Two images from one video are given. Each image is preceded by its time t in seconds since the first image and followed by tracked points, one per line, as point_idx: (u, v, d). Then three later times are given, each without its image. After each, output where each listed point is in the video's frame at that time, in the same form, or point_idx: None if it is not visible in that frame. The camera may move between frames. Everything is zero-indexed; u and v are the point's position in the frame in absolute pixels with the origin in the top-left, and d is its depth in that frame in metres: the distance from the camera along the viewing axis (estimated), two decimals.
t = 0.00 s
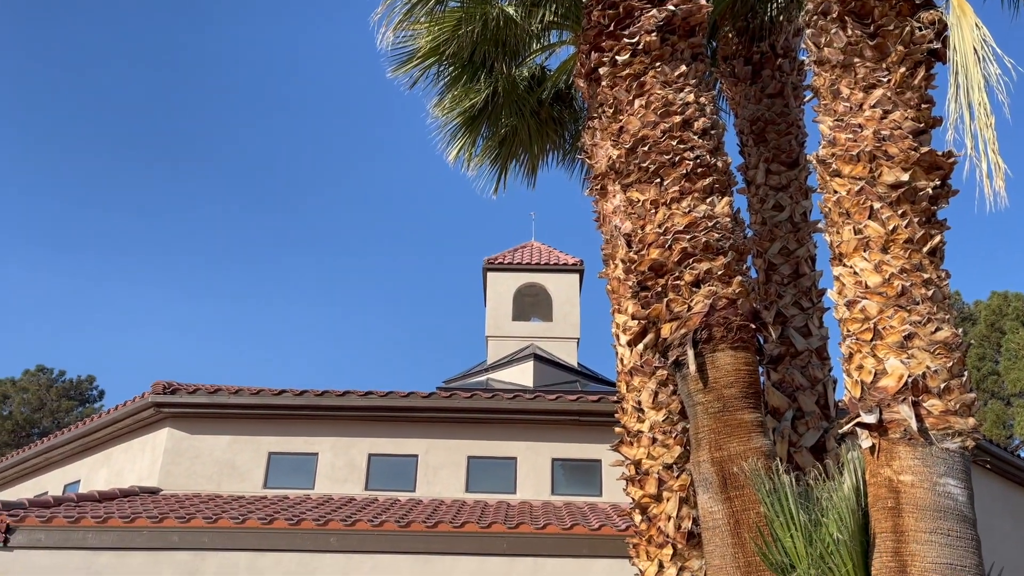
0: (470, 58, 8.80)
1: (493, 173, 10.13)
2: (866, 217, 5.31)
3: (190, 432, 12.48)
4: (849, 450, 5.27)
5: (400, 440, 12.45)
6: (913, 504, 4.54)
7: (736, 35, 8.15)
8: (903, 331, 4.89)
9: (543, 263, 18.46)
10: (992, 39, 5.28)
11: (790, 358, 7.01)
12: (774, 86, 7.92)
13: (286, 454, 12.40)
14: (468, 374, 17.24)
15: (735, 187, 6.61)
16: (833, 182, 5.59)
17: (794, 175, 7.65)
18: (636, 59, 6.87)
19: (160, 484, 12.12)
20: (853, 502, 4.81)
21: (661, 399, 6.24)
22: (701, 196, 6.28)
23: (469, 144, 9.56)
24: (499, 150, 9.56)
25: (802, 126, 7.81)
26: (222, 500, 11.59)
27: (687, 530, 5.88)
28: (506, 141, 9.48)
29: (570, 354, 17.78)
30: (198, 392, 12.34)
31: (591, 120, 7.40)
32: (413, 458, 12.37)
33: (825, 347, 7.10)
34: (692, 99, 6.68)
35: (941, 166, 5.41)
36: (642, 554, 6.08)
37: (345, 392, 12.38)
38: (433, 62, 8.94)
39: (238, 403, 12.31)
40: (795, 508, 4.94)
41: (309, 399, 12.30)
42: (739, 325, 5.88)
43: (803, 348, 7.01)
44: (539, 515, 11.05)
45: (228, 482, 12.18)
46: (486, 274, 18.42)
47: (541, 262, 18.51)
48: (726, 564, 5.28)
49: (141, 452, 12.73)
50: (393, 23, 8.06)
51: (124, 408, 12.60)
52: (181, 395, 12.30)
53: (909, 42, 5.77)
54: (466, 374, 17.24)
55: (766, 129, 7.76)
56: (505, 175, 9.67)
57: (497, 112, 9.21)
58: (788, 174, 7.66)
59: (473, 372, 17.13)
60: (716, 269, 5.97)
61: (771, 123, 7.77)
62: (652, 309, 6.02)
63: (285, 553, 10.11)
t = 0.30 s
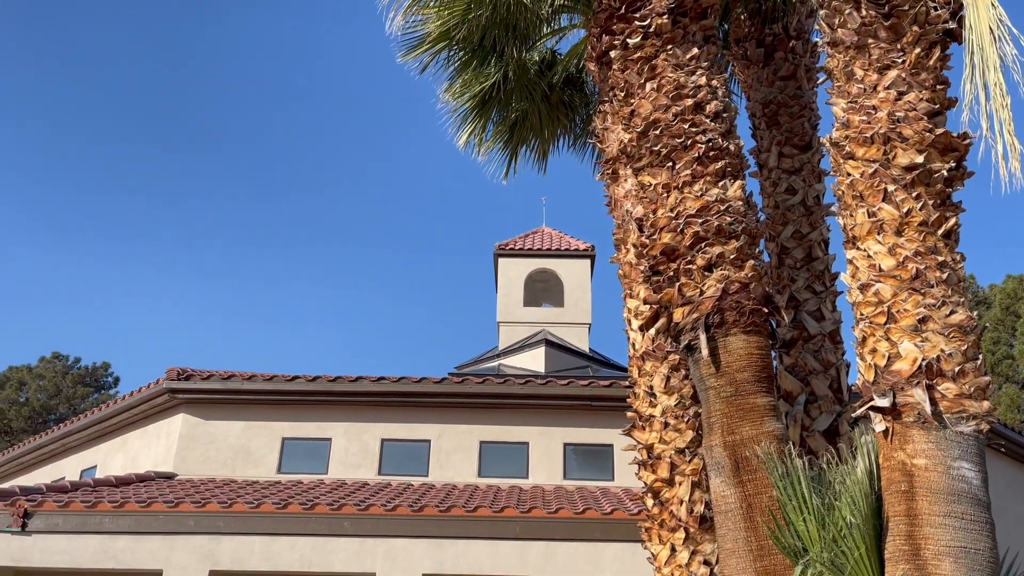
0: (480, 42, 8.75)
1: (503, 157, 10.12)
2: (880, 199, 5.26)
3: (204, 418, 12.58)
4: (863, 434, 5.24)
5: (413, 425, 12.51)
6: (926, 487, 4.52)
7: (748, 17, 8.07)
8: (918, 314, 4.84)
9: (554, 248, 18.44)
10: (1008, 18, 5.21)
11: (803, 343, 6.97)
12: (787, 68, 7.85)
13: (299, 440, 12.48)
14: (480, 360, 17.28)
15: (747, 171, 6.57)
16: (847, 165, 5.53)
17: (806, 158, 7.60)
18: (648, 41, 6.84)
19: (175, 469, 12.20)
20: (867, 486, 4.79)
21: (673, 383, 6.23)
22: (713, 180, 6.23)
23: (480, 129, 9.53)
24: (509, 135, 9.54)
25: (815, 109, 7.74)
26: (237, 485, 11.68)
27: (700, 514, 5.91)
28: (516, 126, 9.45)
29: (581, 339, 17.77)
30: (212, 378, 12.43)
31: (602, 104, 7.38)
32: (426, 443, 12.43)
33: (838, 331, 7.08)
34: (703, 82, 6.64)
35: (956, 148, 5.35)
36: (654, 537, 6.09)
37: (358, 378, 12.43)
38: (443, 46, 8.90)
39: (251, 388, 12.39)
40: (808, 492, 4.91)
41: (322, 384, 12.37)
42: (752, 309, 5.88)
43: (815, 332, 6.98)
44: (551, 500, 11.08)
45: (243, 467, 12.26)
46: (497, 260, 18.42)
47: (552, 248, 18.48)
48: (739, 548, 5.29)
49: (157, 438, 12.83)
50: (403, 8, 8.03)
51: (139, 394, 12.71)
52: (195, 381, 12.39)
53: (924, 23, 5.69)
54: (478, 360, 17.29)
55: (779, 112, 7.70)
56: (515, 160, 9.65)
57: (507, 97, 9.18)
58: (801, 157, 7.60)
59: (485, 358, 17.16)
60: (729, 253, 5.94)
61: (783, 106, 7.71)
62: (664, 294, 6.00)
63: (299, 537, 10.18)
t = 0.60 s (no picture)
0: (490, 28, 8.71)
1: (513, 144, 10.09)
2: (894, 183, 5.22)
3: (219, 405, 12.67)
4: (876, 419, 5.23)
5: (425, 411, 12.57)
6: (940, 471, 4.51)
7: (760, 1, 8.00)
8: (932, 298, 4.81)
9: (565, 235, 18.41)
10: None
11: (815, 327, 6.94)
12: (799, 51, 7.78)
13: (313, 426, 12.56)
14: (491, 347, 17.31)
15: (759, 155, 6.53)
16: (860, 149, 5.49)
17: (819, 143, 7.54)
18: (659, 26, 6.81)
19: (190, 456, 12.30)
20: (880, 471, 4.77)
21: (685, 369, 6.23)
22: (725, 164, 6.20)
23: (490, 116, 9.51)
24: (520, 122, 9.52)
25: (828, 92, 7.67)
26: (252, 471, 11.78)
27: (712, 499, 5.90)
28: (527, 112, 9.43)
29: (593, 326, 17.77)
30: (226, 365, 12.51)
31: (614, 89, 7.35)
32: (438, 429, 12.49)
33: (851, 316, 7.05)
34: (715, 66, 6.60)
35: (971, 130, 5.29)
36: (667, 522, 6.10)
37: (370, 365, 12.48)
38: (453, 33, 8.86)
39: (265, 375, 12.47)
40: (821, 477, 4.85)
41: (335, 371, 12.44)
42: (764, 294, 5.85)
43: (828, 317, 6.96)
44: (563, 485, 11.11)
45: (257, 453, 12.35)
46: (509, 247, 18.41)
47: (563, 234, 18.45)
48: (752, 532, 5.29)
49: (172, 425, 12.95)
50: None
51: (154, 381, 12.81)
52: (209, 368, 12.47)
53: (938, 4, 5.63)
54: (490, 347, 17.33)
55: (791, 96, 7.65)
56: (526, 147, 9.63)
57: (518, 83, 9.14)
58: (813, 141, 7.54)
59: (497, 345, 17.19)
60: (741, 239, 5.92)
61: (795, 89, 7.65)
62: (676, 279, 5.99)
63: (314, 522, 10.26)
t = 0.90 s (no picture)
0: (501, 15, 8.69)
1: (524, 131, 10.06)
2: (909, 166, 5.17)
3: (234, 393, 12.76)
4: (890, 404, 5.18)
5: (439, 398, 12.62)
6: (956, 457, 4.48)
7: None
8: (947, 283, 4.77)
9: (576, 222, 18.38)
10: None
11: (829, 313, 6.91)
12: (813, 35, 7.71)
13: (327, 414, 12.63)
14: (503, 334, 17.34)
15: (773, 140, 6.48)
16: (875, 132, 5.44)
17: (833, 127, 7.48)
18: (671, 11, 6.78)
19: (206, 443, 12.39)
20: (895, 457, 4.72)
21: (698, 355, 6.24)
22: (738, 150, 6.16)
23: (502, 103, 9.48)
24: (531, 109, 9.49)
25: (842, 76, 7.61)
26: (267, 459, 11.85)
27: (726, 485, 5.90)
28: (538, 99, 9.39)
29: (605, 313, 17.76)
30: (240, 354, 12.59)
31: (625, 74, 7.33)
32: (451, 416, 12.54)
33: (866, 301, 7.02)
34: (728, 50, 6.56)
35: (988, 113, 5.24)
36: (680, 508, 6.11)
37: (383, 353, 12.53)
38: (463, 20, 8.83)
39: (279, 363, 12.54)
40: (835, 462, 4.78)
41: (348, 359, 12.49)
42: (778, 279, 5.82)
43: (843, 303, 6.93)
44: (576, 472, 11.14)
45: (272, 441, 12.44)
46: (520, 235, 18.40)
47: (574, 221, 18.42)
48: (766, 518, 5.30)
49: (187, 413, 13.06)
50: None
51: (169, 370, 12.91)
52: (224, 356, 12.55)
53: None
54: (502, 335, 17.35)
55: (805, 79, 7.59)
56: (538, 134, 9.60)
57: (529, 69, 9.11)
58: (827, 125, 7.49)
59: (509, 333, 17.22)
60: (754, 224, 5.88)
61: (809, 73, 7.58)
62: (689, 265, 5.97)
63: (329, 509, 10.33)
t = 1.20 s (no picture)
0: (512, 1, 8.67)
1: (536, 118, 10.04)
2: (925, 150, 5.12)
3: (249, 381, 12.84)
4: (905, 391, 5.14)
5: (452, 386, 12.66)
6: (972, 442, 4.46)
7: None
8: (964, 267, 4.73)
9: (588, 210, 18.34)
10: None
11: (844, 299, 6.88)
12: (827, 18, 7.64)
13: (341, 402, 12.70)
14: (516, 322, 17.35)
15: (787, 125, 6.43)
16: (891, 116, 5.39)
17: (847, 111, 7.42)
18: None
19: (223, 432, 12.48)
20: (911, 442, 4.68)
21: (711, 342, 6.20)
22: (752, 135, 6.12)
23: (513, 90, 9.45)
24: (543, 96, 9.46)
25: (857, 60, 7.54)
26: (282, 447, 11.93)
27: (740, 471, 5.89)
28: (550, 86, 9.36)
29: (617, 300, 17.73)
30: (254, 343, 12.66)
31: (637, 60, 7.30)
32: (465, 404, 12.58)
33: (881, 287, 6.97)
34: (741, 35, 6.51)
35: (1005, 96, 5.17)
36: (694, 495, 6.12)
37: (397, 341, 12.57)
38: (474, 7, 8.82)
39: (293, 352, 12.61)
40: (850, 448, 4.72)
41: (362, 348, 12.54)
42: (792, 265, 5.80)
43: (857, 288, 6.89)
44: (590, 459, 11.16)
45: (287, 429, 12.52)
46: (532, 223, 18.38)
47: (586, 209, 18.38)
48: (781, 504, 5.29)
49: (203, 402, 13.16)
50: None
51: (185, 359, 12.99)
52: (239, 345, 12.62)
53: None
54: (515, 323, 17.36)
55: (819, 64, 7.53)
56: (550, 120, 9.58)
57: (540, 56, 9.08)
58: (841, 110, 7.43)
59: (522, 321, 17.23)
60: (768, 210, 5.85)
61: (823, 57, 7.52)
62: (702, 252, 5.95)
63: (345, 497, 10.39)
